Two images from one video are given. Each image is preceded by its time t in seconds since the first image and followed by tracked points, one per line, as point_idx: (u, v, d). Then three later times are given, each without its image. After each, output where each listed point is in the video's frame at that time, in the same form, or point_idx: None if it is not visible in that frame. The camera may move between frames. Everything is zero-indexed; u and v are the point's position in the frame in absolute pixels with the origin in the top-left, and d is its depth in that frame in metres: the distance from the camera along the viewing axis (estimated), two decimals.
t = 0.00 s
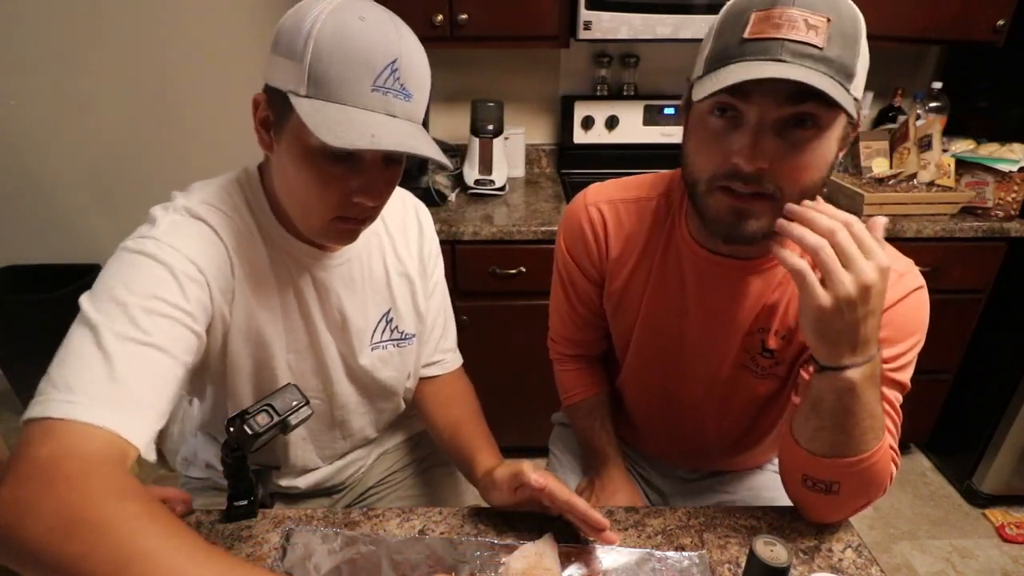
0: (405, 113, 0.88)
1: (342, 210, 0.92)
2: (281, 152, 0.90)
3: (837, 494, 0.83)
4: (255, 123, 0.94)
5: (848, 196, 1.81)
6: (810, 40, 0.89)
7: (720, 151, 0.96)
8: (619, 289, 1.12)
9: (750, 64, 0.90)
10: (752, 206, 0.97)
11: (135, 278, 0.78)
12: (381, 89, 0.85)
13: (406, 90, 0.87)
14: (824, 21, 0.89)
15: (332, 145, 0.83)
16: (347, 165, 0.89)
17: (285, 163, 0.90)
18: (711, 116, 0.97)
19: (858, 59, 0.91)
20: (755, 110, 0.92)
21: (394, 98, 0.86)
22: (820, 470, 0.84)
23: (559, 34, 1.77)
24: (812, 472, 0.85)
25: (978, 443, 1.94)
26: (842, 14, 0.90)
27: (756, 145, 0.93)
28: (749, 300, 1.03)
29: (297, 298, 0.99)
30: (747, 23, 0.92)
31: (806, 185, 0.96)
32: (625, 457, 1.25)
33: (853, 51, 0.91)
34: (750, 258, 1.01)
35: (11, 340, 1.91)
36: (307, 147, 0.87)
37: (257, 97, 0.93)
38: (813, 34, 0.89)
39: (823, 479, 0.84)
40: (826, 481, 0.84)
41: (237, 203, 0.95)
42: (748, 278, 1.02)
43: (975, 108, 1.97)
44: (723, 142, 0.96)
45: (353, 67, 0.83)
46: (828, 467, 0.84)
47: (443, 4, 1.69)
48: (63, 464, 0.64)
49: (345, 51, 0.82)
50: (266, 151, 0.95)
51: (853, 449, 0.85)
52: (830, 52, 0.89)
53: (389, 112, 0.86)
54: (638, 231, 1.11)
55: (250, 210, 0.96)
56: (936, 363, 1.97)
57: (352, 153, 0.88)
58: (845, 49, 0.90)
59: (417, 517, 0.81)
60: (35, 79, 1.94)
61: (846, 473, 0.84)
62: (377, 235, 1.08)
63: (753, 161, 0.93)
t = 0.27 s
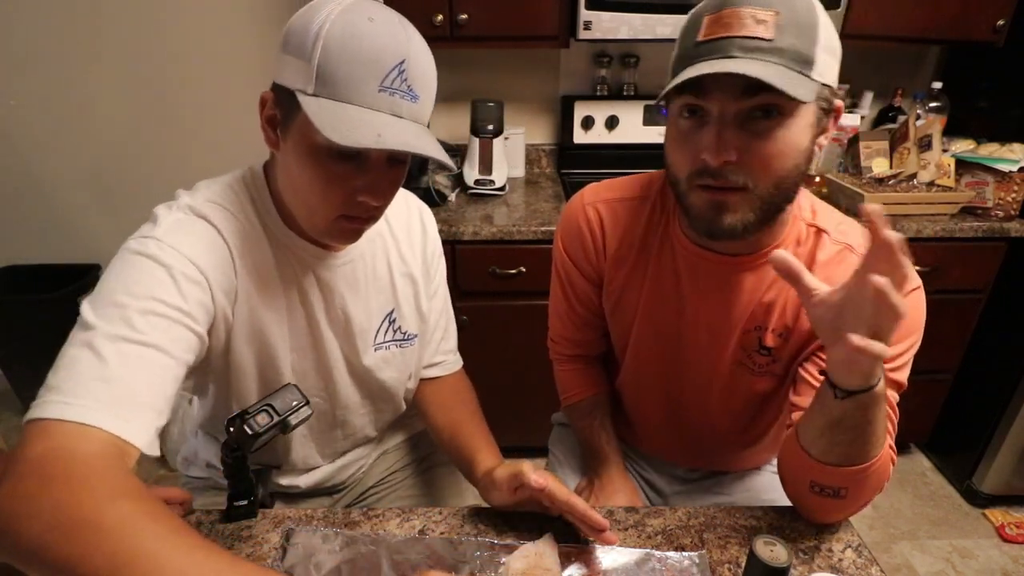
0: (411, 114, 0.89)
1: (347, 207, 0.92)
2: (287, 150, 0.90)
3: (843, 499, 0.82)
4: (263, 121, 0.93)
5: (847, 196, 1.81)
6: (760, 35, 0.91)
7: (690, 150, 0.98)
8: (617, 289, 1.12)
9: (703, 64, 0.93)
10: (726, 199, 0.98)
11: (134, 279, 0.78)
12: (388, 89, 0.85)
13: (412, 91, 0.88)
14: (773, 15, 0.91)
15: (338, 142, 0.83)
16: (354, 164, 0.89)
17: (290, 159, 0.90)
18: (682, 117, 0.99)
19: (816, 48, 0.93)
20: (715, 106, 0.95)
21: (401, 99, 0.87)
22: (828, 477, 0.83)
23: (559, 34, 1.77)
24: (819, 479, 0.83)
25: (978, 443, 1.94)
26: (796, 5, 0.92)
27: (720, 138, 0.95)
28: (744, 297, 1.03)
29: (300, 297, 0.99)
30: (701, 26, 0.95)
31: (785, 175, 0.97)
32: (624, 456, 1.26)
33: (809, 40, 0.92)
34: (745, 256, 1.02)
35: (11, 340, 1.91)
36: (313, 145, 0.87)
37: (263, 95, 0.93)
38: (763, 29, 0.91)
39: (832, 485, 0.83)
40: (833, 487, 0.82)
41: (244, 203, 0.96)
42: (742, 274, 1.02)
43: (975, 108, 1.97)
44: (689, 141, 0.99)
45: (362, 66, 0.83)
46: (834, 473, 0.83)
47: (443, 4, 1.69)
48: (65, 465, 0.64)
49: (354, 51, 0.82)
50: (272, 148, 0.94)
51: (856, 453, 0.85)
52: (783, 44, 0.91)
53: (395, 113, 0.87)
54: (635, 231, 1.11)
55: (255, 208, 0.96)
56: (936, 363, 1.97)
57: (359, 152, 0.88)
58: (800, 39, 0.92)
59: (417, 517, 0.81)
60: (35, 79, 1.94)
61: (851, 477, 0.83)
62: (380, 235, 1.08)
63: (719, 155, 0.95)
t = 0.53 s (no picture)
0: (420, 113, 0.88)
1: (352, 207, 0.91)
2: (295, 151, 0.90)
3: (844, 497, 0.83)
4: (270, 120, 0.93)
5: (847, 196, 1.81)
6: (727, 40, 0.92)
7: (673, 155, 0.99)
8: (615, 288, 1.12)
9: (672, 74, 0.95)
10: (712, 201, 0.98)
11: (145, 282, 0.78)
12: (397, 88, 0.85)
13: (421, 91, 0.88)
14: (739, 20, 0.92)
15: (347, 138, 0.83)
16: (362, 162, 0.89)
17: (297, 157, 0.90)
18: (664, 123, 1.01)
19: (788, 48, 0.93)
20: (692, 110, 0.96)
21: (409, 98, 0.86)
22: (830, 475, 0.83)
23: (559, 34, 1.77)
24: (821, 477, 0.83)
25: (978, 443, 1.94)
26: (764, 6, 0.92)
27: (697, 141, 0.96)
28: (739, 294, 1.03)
29: (303, 297, 0.99)
30: (673, 37, 0.98)
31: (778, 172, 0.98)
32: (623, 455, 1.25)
33: (780, 40, 0.92)
34: (739, 254, 1.02)
35: (11, 340, 1.91)
36: (322, 142, 0.87)
37: (270, 94, 0.92)
38: (730, 34, 0.92)
39: (833, 483, 0.83)
40: (835, 485, 0.83)
41: (250, 201, 0.95)
42: (735, 271, 1.03)
43: (974, 108, 1.97)
44: (670, 147, 0.99)
45: (370, 65, 0.83)
46: (837, 471, 0.83)
47: (443, 4, 1.69)
48: (75, 467, 0.65)
49: (363, 50, 0.83)
50: (281, 148, 0.94)
51: (858, 451, 0.84)
52: (751, 48, 0.92)
53: (404, 112, 0.86)
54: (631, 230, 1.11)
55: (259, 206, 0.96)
56: (936, 363, 1.97)
57: (366, 150, 0.88)
58: (770, 40, 0.92)
59: (417, 517, 0.81)
60: (35, 79, 1.94)
61: (852, 476, 0.84)
62: (382, 236, 1.08)
63: (698, 158, 0.96)
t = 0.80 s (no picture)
0: (423, 104, 0.88)
1: (356, 200, 0.92)
2: (297, 141, 0.91)
3: (845, 495, 0.83)
4: (274, 113, 0.94)
5: (847, 196, 1.81)
6: (742, 37, 0.92)
7: (681, 149, 0.98)
8: (616, 285, 1.12)
9: (683, 69, 0.94)
10: (717, 196, 0.98)
11: (149, 274, 0.79)
12: (400, 77, 0.85)
13: (424, 81, 0.88)
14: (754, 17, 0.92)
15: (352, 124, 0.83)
16: (365, 154, 0.89)
17: (301, 151, 0.91)
18: (671, 119, 1.00)
19: (800, 48, 0.93)
20: (703, 106, 0.95)
21: (412, 87, 0.86)
22: (830, 473, 0.83)
23: (559, 34, 1.77)
24: (821, 475, 0.84)
25: (978, 443, 1.95)
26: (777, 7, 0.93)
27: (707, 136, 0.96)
28: (738, 292, 1.03)
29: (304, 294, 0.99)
30: (686, 30, 0.96)
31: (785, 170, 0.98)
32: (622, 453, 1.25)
33: (793, 40, 0.93)
34: (741, 252, 1.02)
35: (11, 340, 1.91)
36: (324, 134, 0.87)
37: (275, 86, 0.93)
38: (745, 31, 0.92)
39: (834, 481, 0.83)
40: (835, 484, 0.83)
41: (251, 199, 0.96)
42: (736, 270, 1.03)
43: (975, 108, 1.97)
44: (679, 143, 0.99)
45: (375, 53, 0.83)
46: (838, 469, 0.83)
47: (443, 4, 1.69)
48: (81, 463, 0.64)
49: (367, 39, 0.83)
50: (283, 141, 0.95)
51: (858, 448, 0.84)
52: (765, 45, 0.92)
53: (407, 101, 0.86)
54: (632, 228, 1.11)
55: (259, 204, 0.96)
56: (936, 363, 1.97)
57: (370, 141, 0.88)
58: (782, 40, 0.92)
59: (416, 517, 0.81)
60: (36, 79, 1.94)
61: (853, 473, 0.84)
62: (385, 236, 1.08)
63: (707, 154, 0.96)
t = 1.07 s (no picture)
0: (432, 104, 0.88)
1: (362, 197, 0.91)
2: (307, 141, 0.90)
3: (844, 493, 0.84)
4: (281, 113, 0.94)
5: (848, 196, 1.81)
6: (754, 56, 0.90)
7: (688, 162, 0.97)
8: (619, 285, 1.12)
9: (694, 86, 0.93)
10: (722, 214, 0.98)
11: (157, 274, 0.79)
12: (410, 77, 0.85)
13: (433, 82, 0.88)
14: (767, 34, 0.90)
15: (364, 123, 0.83)
16: (372, 152, 0.89)
17: (307, 149, 0.91)
18: (678, 133, 0.98)
19: (811, 65, 0.91)
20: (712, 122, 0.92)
21: (422, 88, 0.86)
22: (829, 471, 0.84)
23: (559, 34, 1.77)
24: (820, 474, 0.84)
25: (978, 443, 1.95)
26: (791, 22, 0.90)
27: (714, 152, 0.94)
28: (740, 293, 1.03)
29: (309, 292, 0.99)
30: (697, 43, 0.95)
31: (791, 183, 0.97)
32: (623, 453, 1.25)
33: (806, 58, 0.91)
34: (745, 252, 1.01)
35: (11, 340, 1.91)
36: (335, 132, 0.87)
37: (283, 85, 0.93)
38: (757, 50, 0.90)
39: (833, 480, 0.84)
40: (835, 482, 0.84)
41: (255, 197, 0.96)
42: (739, 271, 1.02)
43: (975, 108, 1.97)
44: (686, 158, 0.97)
45: (385, 54, 0.84)
46: (838, 468, 0.84)
47: (443, 4, 1.69)
48: (88, 465, 0.64)
49: (378, 39, 0.83)
50: (292, 141, 0.95)
51: (856, 447, 0.86)
52: (777, 65, 0.90)
53: (417, 101, 0.86)
54: (636, 227, 1.11)
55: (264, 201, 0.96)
56: (936, 363, 1.97)
57: (378, 140, 0.88)
58: (795, 57, 0.90)
59: (416, 517, 0.81)
60: (35, 79, 1.95)
61: (852, 471, 0.85)
62: (389, 236, 1.08)
63: (714, 174, 0.94)
